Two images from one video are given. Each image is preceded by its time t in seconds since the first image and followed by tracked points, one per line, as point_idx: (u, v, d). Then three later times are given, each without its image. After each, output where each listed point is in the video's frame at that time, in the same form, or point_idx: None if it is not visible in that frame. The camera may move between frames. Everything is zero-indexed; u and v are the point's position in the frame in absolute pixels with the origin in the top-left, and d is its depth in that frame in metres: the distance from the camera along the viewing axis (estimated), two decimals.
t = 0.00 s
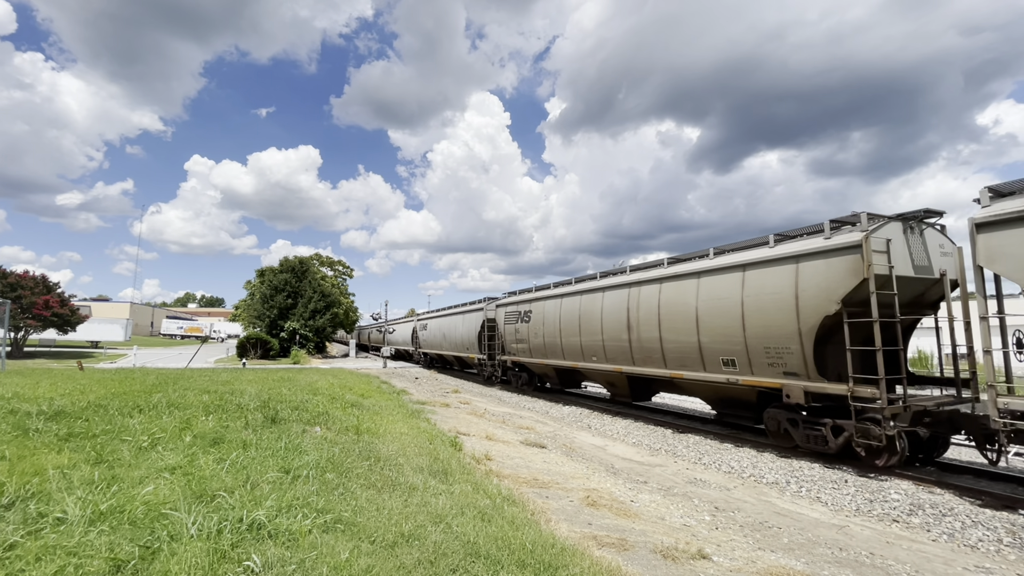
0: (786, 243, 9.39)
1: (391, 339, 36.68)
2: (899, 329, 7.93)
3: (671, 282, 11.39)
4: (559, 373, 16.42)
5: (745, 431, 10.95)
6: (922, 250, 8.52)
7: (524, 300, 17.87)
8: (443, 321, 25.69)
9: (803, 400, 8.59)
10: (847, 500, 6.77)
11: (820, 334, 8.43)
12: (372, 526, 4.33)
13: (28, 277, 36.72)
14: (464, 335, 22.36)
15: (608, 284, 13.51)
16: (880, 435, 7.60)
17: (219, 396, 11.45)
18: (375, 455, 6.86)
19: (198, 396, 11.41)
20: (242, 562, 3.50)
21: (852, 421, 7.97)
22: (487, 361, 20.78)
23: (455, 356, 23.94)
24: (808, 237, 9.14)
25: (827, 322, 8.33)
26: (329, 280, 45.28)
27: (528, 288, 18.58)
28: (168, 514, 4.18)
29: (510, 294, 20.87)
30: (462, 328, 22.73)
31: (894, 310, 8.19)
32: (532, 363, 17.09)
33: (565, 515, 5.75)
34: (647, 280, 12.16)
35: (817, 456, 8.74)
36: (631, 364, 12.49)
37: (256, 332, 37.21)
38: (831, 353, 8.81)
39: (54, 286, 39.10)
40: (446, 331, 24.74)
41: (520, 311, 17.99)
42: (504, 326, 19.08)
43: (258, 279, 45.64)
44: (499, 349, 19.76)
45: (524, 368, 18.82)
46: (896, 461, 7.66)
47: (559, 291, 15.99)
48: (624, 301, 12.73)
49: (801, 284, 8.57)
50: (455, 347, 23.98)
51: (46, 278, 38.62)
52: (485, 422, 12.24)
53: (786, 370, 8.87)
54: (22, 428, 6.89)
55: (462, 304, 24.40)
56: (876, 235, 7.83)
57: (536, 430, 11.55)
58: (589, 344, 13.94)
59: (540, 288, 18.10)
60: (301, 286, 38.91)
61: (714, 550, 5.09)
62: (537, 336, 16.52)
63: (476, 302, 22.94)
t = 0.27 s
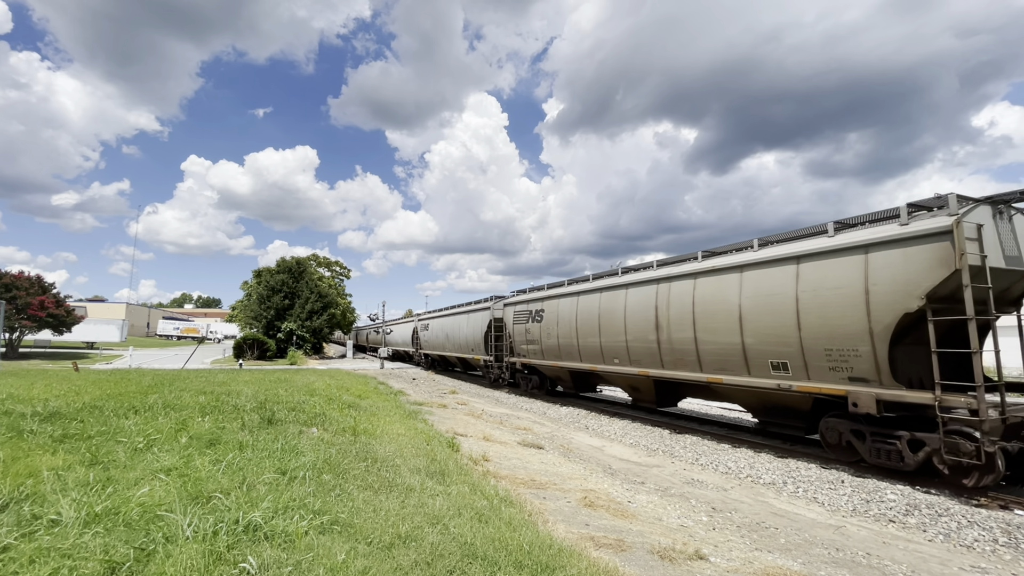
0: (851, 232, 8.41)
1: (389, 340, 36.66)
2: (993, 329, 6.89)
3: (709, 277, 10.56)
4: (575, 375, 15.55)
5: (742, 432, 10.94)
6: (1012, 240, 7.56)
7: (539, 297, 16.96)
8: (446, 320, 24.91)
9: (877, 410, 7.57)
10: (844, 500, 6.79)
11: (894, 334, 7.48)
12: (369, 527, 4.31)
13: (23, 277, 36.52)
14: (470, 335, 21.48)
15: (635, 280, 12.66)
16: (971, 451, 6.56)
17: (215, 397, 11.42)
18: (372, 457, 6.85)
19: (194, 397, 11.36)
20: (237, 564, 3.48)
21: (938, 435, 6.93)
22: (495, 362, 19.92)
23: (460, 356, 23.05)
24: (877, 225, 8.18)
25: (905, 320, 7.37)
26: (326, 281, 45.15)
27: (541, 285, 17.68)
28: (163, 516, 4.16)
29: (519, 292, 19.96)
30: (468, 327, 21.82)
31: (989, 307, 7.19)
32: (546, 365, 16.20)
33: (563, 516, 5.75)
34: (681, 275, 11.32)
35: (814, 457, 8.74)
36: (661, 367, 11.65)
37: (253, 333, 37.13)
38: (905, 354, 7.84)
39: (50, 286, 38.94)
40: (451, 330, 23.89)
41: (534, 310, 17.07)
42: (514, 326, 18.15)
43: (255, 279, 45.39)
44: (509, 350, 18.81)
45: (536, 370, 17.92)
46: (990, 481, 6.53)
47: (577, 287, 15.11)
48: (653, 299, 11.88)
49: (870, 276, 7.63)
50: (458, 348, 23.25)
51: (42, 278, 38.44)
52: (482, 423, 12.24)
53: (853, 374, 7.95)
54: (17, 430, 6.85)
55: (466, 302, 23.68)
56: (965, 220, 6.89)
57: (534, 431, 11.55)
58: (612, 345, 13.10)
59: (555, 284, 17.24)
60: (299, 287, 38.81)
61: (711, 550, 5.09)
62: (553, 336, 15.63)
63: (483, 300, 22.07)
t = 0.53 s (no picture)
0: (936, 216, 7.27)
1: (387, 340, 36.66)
2: None
3: (755, 272, 9.47)
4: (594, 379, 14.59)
5: (739, 432, 10.95)
6: None
7: (554, 295, 15.95)
8: (450, 320, 24.24)
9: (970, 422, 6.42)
10: (841, 501, 6.81)
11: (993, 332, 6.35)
12: (368, 529, 4.30)
13: (19, 278, 36.35)
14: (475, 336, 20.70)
15: (666, 275, 11.56)
16: None
17: (212, 398, 11.39)
18: (370, 458, 6.83)
19: (192, 398, 11.33)
20: (235, 566, 3.46)
21: None
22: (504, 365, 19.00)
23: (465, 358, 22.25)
24: (967, 208, 7.09)
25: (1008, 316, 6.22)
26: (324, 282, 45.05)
27: (553, 283, 16.82)
28: (160, 518, 4.15)
29: (530, 291, 19.12)
30: (474, 328, 21.05)
31: None
32: (559, 368, 15.28)
33: (561, 517, 5.75)
34: (720, 269, 10.23)
35: (811, 457, 8.75)
36: (696, 371, 10.60)
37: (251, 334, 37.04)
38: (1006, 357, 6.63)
39: (46, 287, 38.77)
40: (456, 331, 23.15)
41: (548, 309, 16.07)
42: (526, 327, 17.21)
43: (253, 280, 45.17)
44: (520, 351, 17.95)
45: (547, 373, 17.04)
46: None
47: (597, 284, 14.06)
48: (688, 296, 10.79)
49: (963, 270, 6.49)
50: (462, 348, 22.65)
51: (38, 279, 38.25)
52: (480, 424, 12.23)
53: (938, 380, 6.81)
54: (13, 431, 6.82)
55: (470, 302, 23.05)
56: None
57: (532, 432, 11.55)
58: (638, 346, 12.03)
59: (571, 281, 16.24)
60: (296, 287, 38.71)
61: (709, 551, 5.10)
62: (569, 337, 14.66)
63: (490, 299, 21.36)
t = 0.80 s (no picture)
0: None
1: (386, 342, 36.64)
2: None
3: (812, 265, 8.58)
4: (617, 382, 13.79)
5: (738, 433, 10.96)
6: None
7: (574, 293, 15.09)
8: (455, 321, 23.61)
9: None
10: (840, 502, 6.82)
11: None
12: (367, 530, 4.30)
13: (17, 279, 36.28)
14: (484, 337, 20.05)
15: (704, 271, 10.70)
16: None
17: (211, 400, 11.36)
18: (369, 459, 6.83)
19: (190, 400, 11.33)
20: (235, 568, 3.46)
21: None
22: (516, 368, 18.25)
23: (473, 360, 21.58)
24: None
25: None
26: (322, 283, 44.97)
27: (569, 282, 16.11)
28: (159, 519, 4.14)
29: (543, 290, 18.46)
30: (482, 328, 20.39)
31: None
32: (580, 370, 14.55)
33: (561, 518, 5.75)
34: (768, 263, 9.36)
35: (810, 458, 8.76)
36: (740, 374, 9.78)
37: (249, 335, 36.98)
38: None
39: (44, 289, 38.67)
40: (462, 332, 22.46)
41: (568, 308, 15.24)
42: (543, 327, 16.45)
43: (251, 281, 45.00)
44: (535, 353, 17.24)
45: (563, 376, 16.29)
46: None
47: (622, 281, 13.21)
48: (731, 293, 9.92)
49: None
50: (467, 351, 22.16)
51: (36, 281, 38.13)
52: (479, 425, 12.23)
53: None
54: (11, 433, 6.80)
55: (477, 302, 22.47)
56: None
57: (531, 433, 11.55)
58: (672, 348, 11.17)
59: (592, 278, 15.43)
60: (295, 289, 38.64)
61: (708, 552, 5.10)
62: (591, 338, 13.85)
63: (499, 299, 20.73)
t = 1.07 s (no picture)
0: None
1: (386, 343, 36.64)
2: None
3: (887, 253, 7.41)
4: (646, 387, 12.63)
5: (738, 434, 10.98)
6: None
7: (597, 290, 14.01)
8: (462, 322, 22.83)
9: None
10: (841, 503, 6.82)
11: None
12: (368, 532, 4.30)
13: (17, 281, 36.31)
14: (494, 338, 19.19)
15: (751, 263, 9.56)
16: None
17: (211, 401, 11.36)
18: (369, 461, 6.83)
19: (190, 401, 11.35)
20: (237, 569, 3.46)
21: None
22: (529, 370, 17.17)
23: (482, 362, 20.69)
24: None
25: None
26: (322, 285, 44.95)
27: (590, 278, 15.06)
28: (161, 521, 4.14)
29: (557, 288, 17.48)
30: (492, 329, 19.52)
31: None
32: (604, 373, 13.40)
33: (561, 520, 5.75)
34: (831, 253, 8.21)
35: (810, 459, 8.76)
36: (798, 380, 8.65)
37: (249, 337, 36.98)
38: None
39: (43, 290, 38.68)
40: (470, 333, 21.63)
41: (590, 306, 14.17)
42: (562, 327, 15.36)
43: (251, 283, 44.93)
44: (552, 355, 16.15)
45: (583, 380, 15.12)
46: None
47: (652, 277, 12.12)
48: (786, 288, 8.77)
49: None
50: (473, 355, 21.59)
51: (35, 282, 38.11)
52: (479, 426, 12.23)
53: None
54: (12, 435, 6.81)
55: (484, 302, 21.73)
56: None
57: (532, 434, 11.56)
58: (714, 349, 10.04)
59: (615, 275, 14.35)
60: (294, 290, 38.63)
61: (709, 553, 5.10)
62: (617, 339, 12.77)
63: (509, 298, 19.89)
